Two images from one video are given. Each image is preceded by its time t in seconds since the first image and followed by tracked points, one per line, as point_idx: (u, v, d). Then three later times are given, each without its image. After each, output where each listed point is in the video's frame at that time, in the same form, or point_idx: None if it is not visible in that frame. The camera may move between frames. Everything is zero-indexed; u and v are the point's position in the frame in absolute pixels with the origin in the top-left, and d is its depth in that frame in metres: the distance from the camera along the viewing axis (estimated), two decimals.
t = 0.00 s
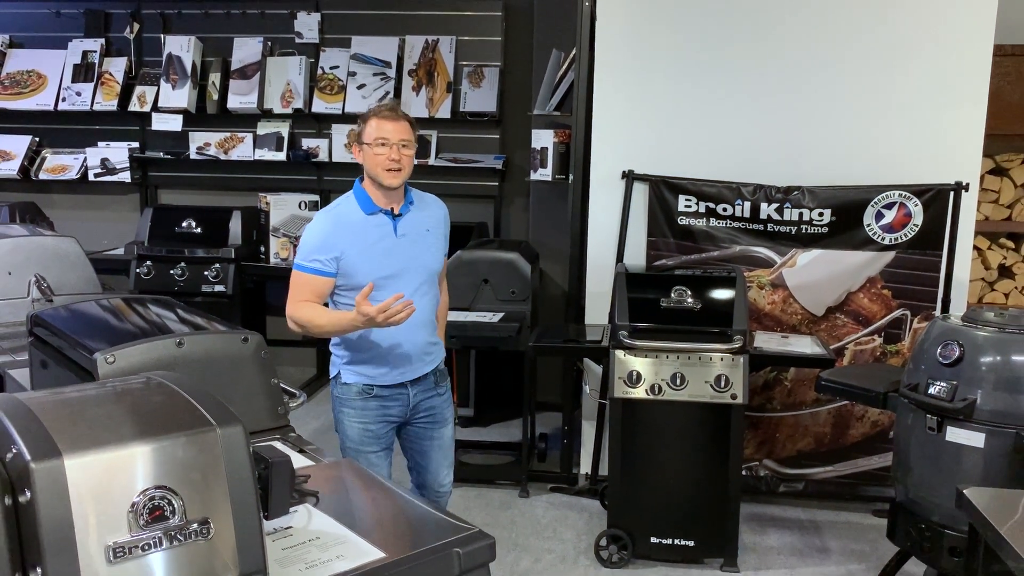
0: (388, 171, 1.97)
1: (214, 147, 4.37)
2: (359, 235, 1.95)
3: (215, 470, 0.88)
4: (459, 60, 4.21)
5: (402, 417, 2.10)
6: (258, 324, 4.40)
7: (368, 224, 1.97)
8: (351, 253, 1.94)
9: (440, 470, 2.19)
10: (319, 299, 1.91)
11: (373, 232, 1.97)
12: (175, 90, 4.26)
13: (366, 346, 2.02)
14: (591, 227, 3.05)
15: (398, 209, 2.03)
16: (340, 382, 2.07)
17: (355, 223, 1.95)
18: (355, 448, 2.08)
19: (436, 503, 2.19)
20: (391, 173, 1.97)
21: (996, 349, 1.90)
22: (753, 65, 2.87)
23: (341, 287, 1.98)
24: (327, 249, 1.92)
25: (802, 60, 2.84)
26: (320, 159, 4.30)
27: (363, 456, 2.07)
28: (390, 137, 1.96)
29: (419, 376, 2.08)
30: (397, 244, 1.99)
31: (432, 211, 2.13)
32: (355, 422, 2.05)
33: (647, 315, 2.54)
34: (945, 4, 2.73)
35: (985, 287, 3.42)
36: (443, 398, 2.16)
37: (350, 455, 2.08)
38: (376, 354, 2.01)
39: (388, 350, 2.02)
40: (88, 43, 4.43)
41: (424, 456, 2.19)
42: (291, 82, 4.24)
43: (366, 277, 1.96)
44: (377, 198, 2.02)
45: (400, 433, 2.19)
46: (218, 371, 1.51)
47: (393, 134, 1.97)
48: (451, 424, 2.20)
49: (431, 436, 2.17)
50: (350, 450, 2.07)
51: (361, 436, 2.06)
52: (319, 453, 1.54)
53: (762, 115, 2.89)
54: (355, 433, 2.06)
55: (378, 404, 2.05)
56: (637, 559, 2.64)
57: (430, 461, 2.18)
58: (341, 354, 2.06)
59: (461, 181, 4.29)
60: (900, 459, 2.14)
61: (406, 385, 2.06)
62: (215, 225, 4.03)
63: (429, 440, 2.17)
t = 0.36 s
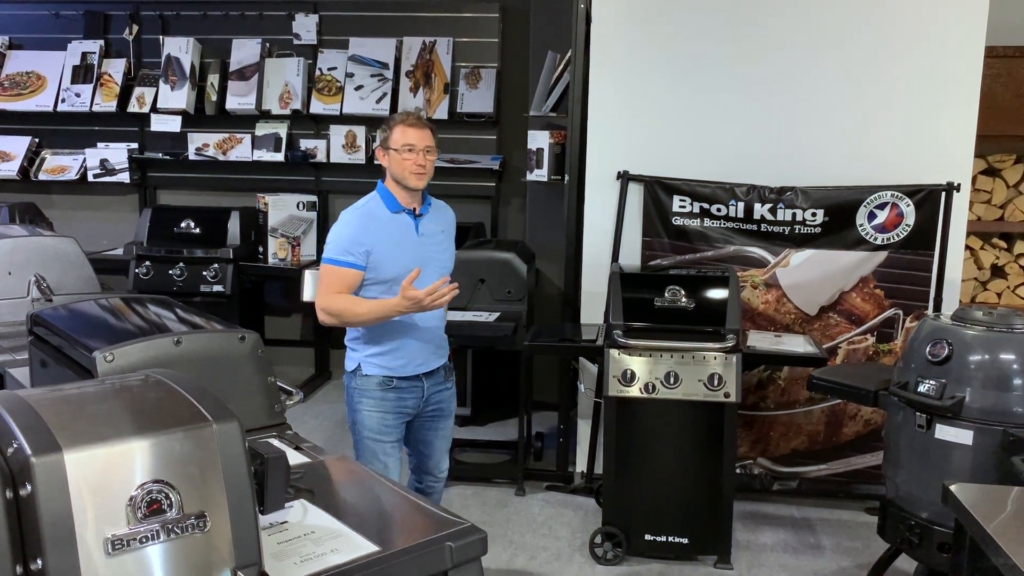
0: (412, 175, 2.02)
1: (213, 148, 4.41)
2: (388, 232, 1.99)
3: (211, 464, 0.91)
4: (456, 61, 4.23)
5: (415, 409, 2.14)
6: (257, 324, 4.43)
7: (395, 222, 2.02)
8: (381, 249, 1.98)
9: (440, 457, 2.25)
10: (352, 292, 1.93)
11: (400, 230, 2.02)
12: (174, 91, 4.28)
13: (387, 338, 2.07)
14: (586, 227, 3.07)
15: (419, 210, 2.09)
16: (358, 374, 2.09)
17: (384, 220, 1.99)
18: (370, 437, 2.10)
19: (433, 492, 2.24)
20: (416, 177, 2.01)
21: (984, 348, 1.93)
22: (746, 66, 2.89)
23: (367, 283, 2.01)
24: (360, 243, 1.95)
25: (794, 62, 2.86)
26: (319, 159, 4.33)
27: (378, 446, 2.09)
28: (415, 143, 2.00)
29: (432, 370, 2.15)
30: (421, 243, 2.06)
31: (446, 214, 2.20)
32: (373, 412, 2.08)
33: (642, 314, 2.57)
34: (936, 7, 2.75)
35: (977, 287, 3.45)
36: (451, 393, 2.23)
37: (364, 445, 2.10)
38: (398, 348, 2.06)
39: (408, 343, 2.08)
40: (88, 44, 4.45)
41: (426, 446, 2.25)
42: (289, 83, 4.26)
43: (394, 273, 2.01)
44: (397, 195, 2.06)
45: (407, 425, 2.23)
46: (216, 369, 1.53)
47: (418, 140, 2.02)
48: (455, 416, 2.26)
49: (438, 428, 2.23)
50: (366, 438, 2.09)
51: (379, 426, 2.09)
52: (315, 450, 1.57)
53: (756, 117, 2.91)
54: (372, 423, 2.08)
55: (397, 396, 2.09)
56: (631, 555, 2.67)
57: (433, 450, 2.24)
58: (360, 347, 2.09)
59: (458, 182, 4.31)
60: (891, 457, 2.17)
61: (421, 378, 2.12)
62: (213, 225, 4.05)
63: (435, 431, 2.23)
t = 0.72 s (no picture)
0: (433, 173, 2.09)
1: (208, 149, 4.44)
2: (411, 223, 2.08)
3: (195, 462, 0.92)
4: (450, 62, 4.25)
5: (418, 397, 2.17)
6: (252, 324, 4.44)
7: (417, 215, 2.10)
8: (407, 238, 2.06)
9: (440, 444, 2.27)
10: (385, 277, 1.99)
11: (422, 222, 2.10)
12: (169, 92, 4.30)
13: (401, 325, 2.10)
14: (578, 228, 3.09)
15: (435, 206, 2.17)
16: (369, 359, 2.12)
17: (408, 212, 2.08)
18: (373, 420, 2.14)
19: (432, 479, 2.25)
20: (437, 175, 2.09)
21: (968, 348, 1.94)
22: (736, 68, 2.91)
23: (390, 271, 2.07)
24: (389, 232, 2.02)
25: (784, 64, 2.88)
26: (313, 160, 4.35)
27: (379, 430, 2.13)
28: (438, 144, 2.08)
29: (440, 358, 2.17)
30: (438, 236, 2.15)
31: (455, 213, 2.28)
32: (377, 397, 2.11)
33: (633, 314, 2.59)
34: (925, 9, 2.77)
35: (968, 287, 3.47)
36: (456, 382, 2.25)
37: (367, 428, 2.14)
38: (416, 335, 2.10)
39: (422, 331, 2.11)
40: (83, 46, 4.47)
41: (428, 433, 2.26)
42: (284, 84, 4.28)
43: (417, 262, 2.09)
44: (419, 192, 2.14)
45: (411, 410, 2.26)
46: (207, 369, 1.54)
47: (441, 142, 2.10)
48: (458, 405, 2.28)
49: (440, 415, 2.25)
50: (369, 421, 2.13)
51: (382, 410, 2.12)
52: (304, 449, 1.58)
53: (747, 118, 2.93)
54: (375, 407, 2.12)
55: (401, 382, 2.12)
56: (622, 553, 2.68)
57: (431, 438, 2.26)
58: (372, 332, 2.12)
59: (453, 183, 4.33)
60: (877, 455, 2.19)
61: (427, 366, 2.14)
62: (208, 226, 4.07)
63: (435, 418, 2.26)
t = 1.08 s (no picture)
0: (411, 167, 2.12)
1: (201, 150, 4.46)
2: (393, 219, 2.09)
3: (173, 460, 0.92)
4: (442, 63, 4.27)
5: (408, 388, 2.18)
6: (245, 325, 4.46)
7: (400, 211, 2.11)
8: (385, 233, 2.08)
9: (428, 437, 2.28)
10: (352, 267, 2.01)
11: (404, 218, 2.11)
12: (163, 93, 4.31)
13: (382, 317, 2.12)
14: (567, 229, 3.11)
15: (424, 203, 2.16)
16: (357, 350, 2.16)
17: (390, 207, 2.09)
18: (363, 409, 2.16)
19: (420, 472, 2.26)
20: (413, 168, 2.11)
21: (950, 347, 1.95)
22: (725, 69, 2.93)
23: (370, 264, 2.09)
24: (365, 225, 2.05)
25: (772, 66, 2.90)
26: (307, 161, 4.38)
27: (369, 419, 2.15)
28: (411, 138, 2.10)
29: (427, 353, 2.17)
30: (423, 232, 2.14)
31: (453, 212, 2.27)
32: (366, 387, 2.14)
33: (621, 315, 2.60)
34: (912, 11, 2.79)
35: (956, 287, 3.49)
36: (446, 376, 2.26)
37: (358, 417, 2.17)
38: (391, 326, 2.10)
39: (403, 323, 2.12)
40: (77, 47, 4.47)
41: (417, 425, 2.28)
42: (277, 86, 4.30)
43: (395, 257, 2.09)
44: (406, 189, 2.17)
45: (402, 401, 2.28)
46: (194, 368, 1.56)
47: (415, 135, 2.12)
48: (448, 400, 2.30)
49: (429, 408, 2.27)
50: (359, 410, 2.16)
51: (371, 399, 2.14)
52: (288, 448, 1.59)
53: (735, 119, 2.95)
54: (365, 396, 2.14)
55: (389, 373, 2.13)
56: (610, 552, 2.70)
57: (422, 429, 2.28)
58: (361, 323, 2.16)
59: (446, 184, 4.35)
60: (860, 454, 2.21)
61: (416, 358, 2.15)
62: (201, 226, 4.08)
63: (424, 411, 2.27)
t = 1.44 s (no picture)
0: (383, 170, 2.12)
1: (195, 150, 4.46)
2: (363, 223, 2.12)
3: (155, 457, 0.92)
4: (436, 64, 4.28)
5: (392, 388, 2.20)
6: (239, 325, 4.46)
7: (372, 215, 2.13)
8: (356, 238, 2.11)
9: (413, 435, 2.29)
10: (328, 277, 2.10)
11: (376, 222, 2.13)
12: (157, 94, 4.32)
13: (364, 319, 2.15)
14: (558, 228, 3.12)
15: (398, 204, 2.16)
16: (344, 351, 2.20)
17: (360, 212, 2.12)
18: (347, 409, 2.19)
19: (405, 468, 2.28)
20: (385, 172, 2.11)
21: (936, 346, 1.96)
22: (715, 70, 2.94)
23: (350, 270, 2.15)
24: (336, 234, 2.11)
25: (761, 66, 2.91)
26: (300, 161, 4.36)
27: (353, 418, 2.17)
28: (384, 141, 2.10)
29: (411, 352, 2.18)
30: (396, 233, 2.14)
31: (434, 211, 2.26)
32: (349, 387, 2.16)
33: (611, 314, 2.61)
34: (901, 12, 2.81)
35: (946, 287, 3.51)
36: (432, 376, 2.26)
37: (343, 416, 2.19)
38: (373, 326, 2.13)
39: (383, 324, 2.14)
40: (71, 47, 4.48)
41: (403, 424, 2.29)
42: (270, 86, 4.33)
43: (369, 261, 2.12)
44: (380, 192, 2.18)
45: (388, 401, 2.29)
46: (182, 368, 1.57)
47: (388, 138, 2.12)
48: (433, 399, 2.30)
49: (413, 407, 2.27)
50: (343, 410, 2.18)
51: (354, 399, 2.17)
52: (275, 446, 1.60)
53: (725, 119, 2.96)
54: (348, 396, 2.17)
55: (372, 373, 2.15)
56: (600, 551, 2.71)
57: (406, 428, 2.29)
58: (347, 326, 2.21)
59: (439, 184, 4.36)
60: (847, 453, 2.22)
61: (398, 359, 2.16)
62: (195, 226, 4.08)
63: (410, 410, 2.28)
